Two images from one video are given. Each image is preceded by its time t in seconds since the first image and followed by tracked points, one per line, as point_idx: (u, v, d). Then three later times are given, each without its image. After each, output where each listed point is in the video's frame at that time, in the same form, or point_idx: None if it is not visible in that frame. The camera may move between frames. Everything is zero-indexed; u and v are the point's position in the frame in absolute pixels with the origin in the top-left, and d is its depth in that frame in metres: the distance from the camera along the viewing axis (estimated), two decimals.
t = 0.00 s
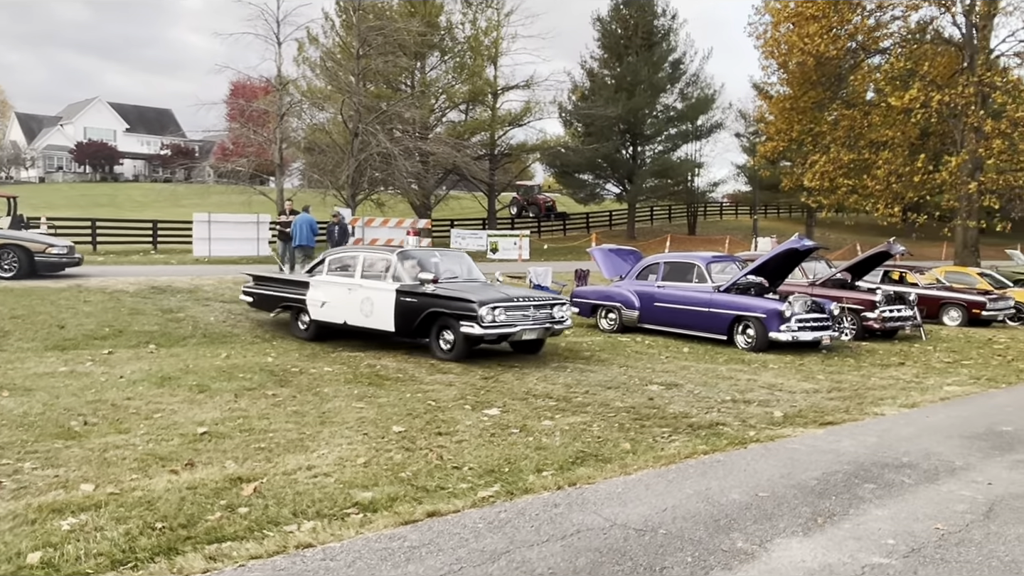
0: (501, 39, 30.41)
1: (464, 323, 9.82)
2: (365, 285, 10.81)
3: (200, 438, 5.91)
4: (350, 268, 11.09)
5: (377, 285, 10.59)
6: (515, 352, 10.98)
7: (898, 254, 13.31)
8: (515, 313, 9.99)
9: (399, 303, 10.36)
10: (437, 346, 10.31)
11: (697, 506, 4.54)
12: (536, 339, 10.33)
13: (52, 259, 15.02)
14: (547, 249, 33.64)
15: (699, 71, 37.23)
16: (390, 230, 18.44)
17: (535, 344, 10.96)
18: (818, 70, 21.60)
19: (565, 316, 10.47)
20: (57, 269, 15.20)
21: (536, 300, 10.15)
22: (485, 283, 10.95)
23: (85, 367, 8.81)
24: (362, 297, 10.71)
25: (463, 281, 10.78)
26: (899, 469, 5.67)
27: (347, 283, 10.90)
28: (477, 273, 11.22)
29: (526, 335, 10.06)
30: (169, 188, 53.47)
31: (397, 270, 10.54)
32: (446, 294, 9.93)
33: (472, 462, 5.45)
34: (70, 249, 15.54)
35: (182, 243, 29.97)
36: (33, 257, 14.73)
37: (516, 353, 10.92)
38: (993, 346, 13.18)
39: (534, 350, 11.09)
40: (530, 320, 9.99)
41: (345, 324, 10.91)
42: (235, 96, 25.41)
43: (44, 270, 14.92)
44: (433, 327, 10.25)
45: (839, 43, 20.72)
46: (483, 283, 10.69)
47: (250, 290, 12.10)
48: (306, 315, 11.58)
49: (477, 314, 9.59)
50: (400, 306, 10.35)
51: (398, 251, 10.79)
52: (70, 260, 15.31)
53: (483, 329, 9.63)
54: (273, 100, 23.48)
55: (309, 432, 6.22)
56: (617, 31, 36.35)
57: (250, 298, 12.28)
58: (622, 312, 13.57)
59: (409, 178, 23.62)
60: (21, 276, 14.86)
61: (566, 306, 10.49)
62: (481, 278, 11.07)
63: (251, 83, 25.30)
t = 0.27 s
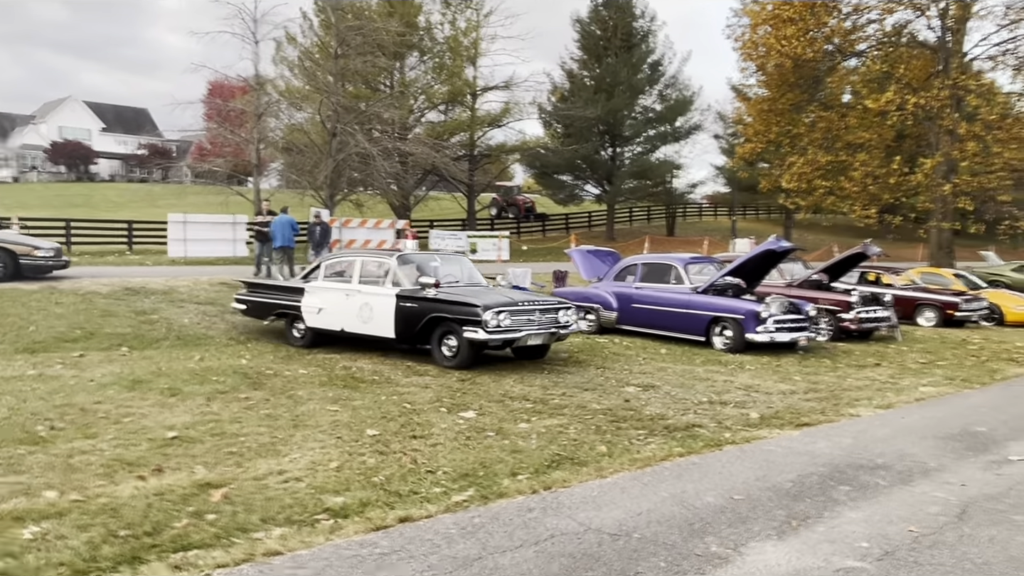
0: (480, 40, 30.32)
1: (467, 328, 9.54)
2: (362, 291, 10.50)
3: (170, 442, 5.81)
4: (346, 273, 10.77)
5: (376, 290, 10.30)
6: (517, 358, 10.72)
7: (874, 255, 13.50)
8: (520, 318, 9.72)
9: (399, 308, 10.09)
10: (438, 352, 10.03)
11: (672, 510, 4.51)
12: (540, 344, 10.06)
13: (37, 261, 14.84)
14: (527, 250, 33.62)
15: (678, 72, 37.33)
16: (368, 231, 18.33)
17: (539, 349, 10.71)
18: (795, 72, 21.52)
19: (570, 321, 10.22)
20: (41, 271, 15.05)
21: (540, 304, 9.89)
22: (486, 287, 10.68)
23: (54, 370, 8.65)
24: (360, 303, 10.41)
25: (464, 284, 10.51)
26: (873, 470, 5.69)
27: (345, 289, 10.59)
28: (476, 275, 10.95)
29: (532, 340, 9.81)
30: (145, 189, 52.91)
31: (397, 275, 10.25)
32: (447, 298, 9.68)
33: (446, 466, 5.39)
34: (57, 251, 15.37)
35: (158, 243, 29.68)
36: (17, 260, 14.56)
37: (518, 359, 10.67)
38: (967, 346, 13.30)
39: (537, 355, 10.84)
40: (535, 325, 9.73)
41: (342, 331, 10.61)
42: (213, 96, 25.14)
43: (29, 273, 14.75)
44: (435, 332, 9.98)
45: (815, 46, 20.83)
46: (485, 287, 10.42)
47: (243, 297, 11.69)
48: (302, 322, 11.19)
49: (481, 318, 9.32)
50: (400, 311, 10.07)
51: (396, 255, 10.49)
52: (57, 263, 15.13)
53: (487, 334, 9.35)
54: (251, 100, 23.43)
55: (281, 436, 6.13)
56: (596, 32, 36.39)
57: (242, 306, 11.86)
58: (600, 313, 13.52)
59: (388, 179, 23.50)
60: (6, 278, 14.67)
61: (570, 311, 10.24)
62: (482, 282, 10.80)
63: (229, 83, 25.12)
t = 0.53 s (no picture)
0: (450, 40, 30.21)
1: (464, 334, 9.16)
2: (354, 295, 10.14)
3: (130, 448, 5.67)
4: (337, 276, 10.39)
5: (368, 294, 9.93)
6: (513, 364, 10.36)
7: (839, 256, 13.64)
8: (519, 324, 9.35)
9: (392, 313, 9.69)
10: (434, 358, 9.64)
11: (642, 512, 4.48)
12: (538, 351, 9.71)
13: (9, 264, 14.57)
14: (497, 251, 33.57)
15: (647, 74, 37.49)
16: (337, 231, 18.06)
17: (536, 356, 10.36)
18: (763, 75, 21.94)
19: (568, 326, 9.89)
20: (14, 273, 14.78)
21: (540, 309, 9.54)
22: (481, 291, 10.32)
23: (12, 374, 8.43)
24: (351, 307, 10.04)
25: (459, 288, 10.17)
26: (841, 470, 5.71)
27: (335, 292, 10.21)
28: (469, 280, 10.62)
29: (531, 346, 9.46)
30: (109, 189, 52.13)
31: (390, 278, 9.89)
32: (443, 303, 9.29)
33: (415, 470, 5.32)
34: (31, 253, 15.08)
35: (122, 244, 29.22)
36: None
37: (514, 365, 10.32)
38: (932, 346, 13.46)
39: (533, 361, 10.50)
40: (534, 330, 9.38)
41: (332, 335, 10.22)
42: (179, 95, 24.76)
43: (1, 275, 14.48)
44: (430, 338, 9.59)
45: (782, 49, 21.05)
46: (481, 291, 10.05)
47: (227, 300, 11.26)
48: (289, 327, 10.78)
49: (479, 323, 8.95)
50: (393, 316, 9.69)
51: (389, 258, 10.15)
52: (30, 265, 14.84)
53: (486, 340, 8.98)
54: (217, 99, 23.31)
55: (246, 440, 6.01)
56: (566, 34, 36.47)
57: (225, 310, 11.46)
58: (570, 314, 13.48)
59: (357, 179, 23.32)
60: None
61: (569, 316, 9.91)
62: (477, 286, 10.45)
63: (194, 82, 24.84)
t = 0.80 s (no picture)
0: (425, 42, 30.09)
1: (468, 339, 8.94)
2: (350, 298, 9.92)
3: (98, 454, 5.54)
4: (332, 279, 10.18)
5: (366, 298, 9.71)
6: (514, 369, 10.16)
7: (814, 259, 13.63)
8: (523, 329, 9.16)
9: (392, 318, 9.47)
10: (435, 365, 9.42)
11: (621, 516, 4.44)
12: (542, 356, 9.52)
13: None
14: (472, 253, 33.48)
15: (622, 77, 37.58)
16: (310, 232, 17.84)
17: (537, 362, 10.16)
18: (736, 78, 22.13)
19: (572, 332, 9.71)
20: None
21: (544, 314, 9.35)
22: (481, 295, 10.12)
23: None
24: (349, 311, 9.82)
25: (460, 291, 9.95)
26: (819, 472, 5.71)
27: (331, 295, 9.99)
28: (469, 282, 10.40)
29: (535, 352, 9.27)
30: (79, 191, 51.42)
31: (389, 282, 9.67)
32: (446, 308, 9.07)
33: (390, 475, 5.24)
34: (10, 257, 14.78)
35: (91, 246, 28.78)
36: None
37: (515, 371, 10.12)
38: (904, 346, 13.58)
39: (535, 367, 10.30)
40: (539, 336, 9.20)
41: (329, 340, 10.01)
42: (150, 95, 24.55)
43: None
44: (431, 344, 9.37)
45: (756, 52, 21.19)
46: (482, 295, 9.84)
47: (215, 303, 11.05)
48: (280, 331, 10.63)
49: (485, 329, 8.74)
50: (392, 320, 9.47)
51: (387, 260, 9.92)
52: (9, 269, 14.58)
53: (492, 346, 8.77)
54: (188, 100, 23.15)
55: (218, 446, 5.89)
56: (541, 36, 36.50)
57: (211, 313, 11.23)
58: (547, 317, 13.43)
59: (331, 181, 23.14)
60: None
61: (572, 321, 9.74)
62: (478, 289, 10.24)
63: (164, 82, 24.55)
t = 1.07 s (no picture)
0: (404, 43, 29.96)
1: (474, 346, 8.83)
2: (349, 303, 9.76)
3: (69, 461, 5.42)
4: (329, 283, 10.03)
5: (366, 303, 9.55)
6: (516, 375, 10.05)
7: (792, 263, 13.63)
8: (529, 335, 9.05)
9: (394, 323, 9.34)
10: (438, 371, 9.31)
11: (603, 521, 4.40)
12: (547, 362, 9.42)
13: None
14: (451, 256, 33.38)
15: (601, 80, 37.63)
16: (288, 236, 17.65)
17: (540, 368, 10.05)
18: (715, 80, 22.22)
19: (577, 337, 9.61)
20: None
21: (550, 320, 9.24)
22: (482, 299, 10.00)
23: None
24: (347, 316, 9.67)
25: (462, 295, 9.81)
26: (799, 474, 5.71)
27: (329, 300, 9.83)
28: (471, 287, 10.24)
29: (540, 358, 9.16)
30: (52, 193, 50.79)
31: (389, 286, 9.51)
32: (451, 314, 8.96)
33: (369, 481, 5.17)
34: None
35: (65, 248, 28.40)
36: None
37: (517, 377, 10.01)
38: (880, 348, 13.69)
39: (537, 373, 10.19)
40: (546, 342, 9.09)
41: (326, 345, 9.87)
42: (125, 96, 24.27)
43: None
44: (434, 350, 9.26)
45: (734, 56, 21.29)
46: (485, 299, 9.72)
47: (206, 307, 10.89)
48: (275, 335, 10.52)
49: (491, 336, 8.62)
50: (394, 326, 9.35)
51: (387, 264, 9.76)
52: None
53: (498, 353, 8.66)
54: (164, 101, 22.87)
55: (193, 452, 5.79)
56: (520, 39, 36.48)
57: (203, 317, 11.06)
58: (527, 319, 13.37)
59: (309, 183, 22.98)
60: None
61: (577, 326, 9.63)
62: (480, 293, 10.11)
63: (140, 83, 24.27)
